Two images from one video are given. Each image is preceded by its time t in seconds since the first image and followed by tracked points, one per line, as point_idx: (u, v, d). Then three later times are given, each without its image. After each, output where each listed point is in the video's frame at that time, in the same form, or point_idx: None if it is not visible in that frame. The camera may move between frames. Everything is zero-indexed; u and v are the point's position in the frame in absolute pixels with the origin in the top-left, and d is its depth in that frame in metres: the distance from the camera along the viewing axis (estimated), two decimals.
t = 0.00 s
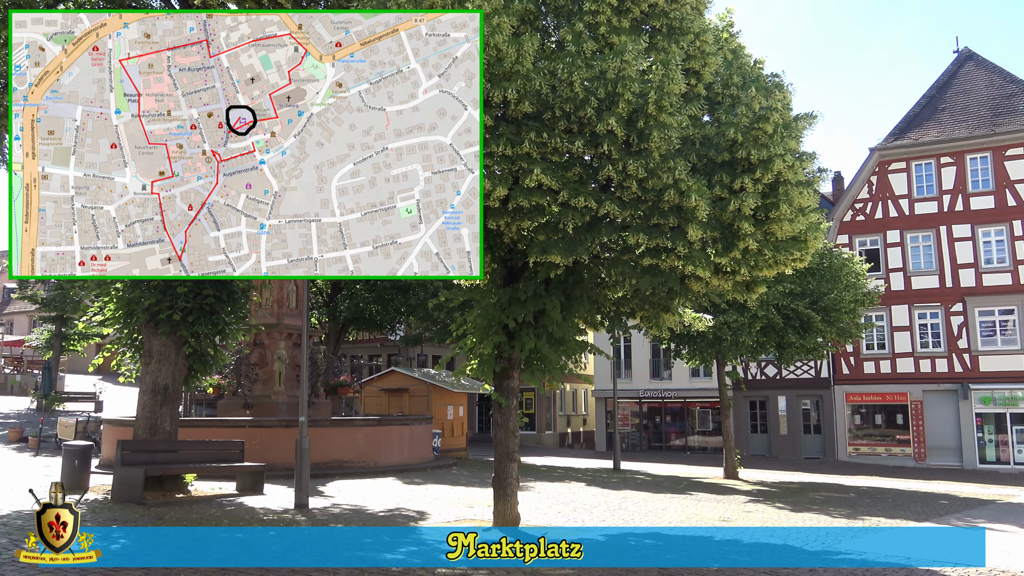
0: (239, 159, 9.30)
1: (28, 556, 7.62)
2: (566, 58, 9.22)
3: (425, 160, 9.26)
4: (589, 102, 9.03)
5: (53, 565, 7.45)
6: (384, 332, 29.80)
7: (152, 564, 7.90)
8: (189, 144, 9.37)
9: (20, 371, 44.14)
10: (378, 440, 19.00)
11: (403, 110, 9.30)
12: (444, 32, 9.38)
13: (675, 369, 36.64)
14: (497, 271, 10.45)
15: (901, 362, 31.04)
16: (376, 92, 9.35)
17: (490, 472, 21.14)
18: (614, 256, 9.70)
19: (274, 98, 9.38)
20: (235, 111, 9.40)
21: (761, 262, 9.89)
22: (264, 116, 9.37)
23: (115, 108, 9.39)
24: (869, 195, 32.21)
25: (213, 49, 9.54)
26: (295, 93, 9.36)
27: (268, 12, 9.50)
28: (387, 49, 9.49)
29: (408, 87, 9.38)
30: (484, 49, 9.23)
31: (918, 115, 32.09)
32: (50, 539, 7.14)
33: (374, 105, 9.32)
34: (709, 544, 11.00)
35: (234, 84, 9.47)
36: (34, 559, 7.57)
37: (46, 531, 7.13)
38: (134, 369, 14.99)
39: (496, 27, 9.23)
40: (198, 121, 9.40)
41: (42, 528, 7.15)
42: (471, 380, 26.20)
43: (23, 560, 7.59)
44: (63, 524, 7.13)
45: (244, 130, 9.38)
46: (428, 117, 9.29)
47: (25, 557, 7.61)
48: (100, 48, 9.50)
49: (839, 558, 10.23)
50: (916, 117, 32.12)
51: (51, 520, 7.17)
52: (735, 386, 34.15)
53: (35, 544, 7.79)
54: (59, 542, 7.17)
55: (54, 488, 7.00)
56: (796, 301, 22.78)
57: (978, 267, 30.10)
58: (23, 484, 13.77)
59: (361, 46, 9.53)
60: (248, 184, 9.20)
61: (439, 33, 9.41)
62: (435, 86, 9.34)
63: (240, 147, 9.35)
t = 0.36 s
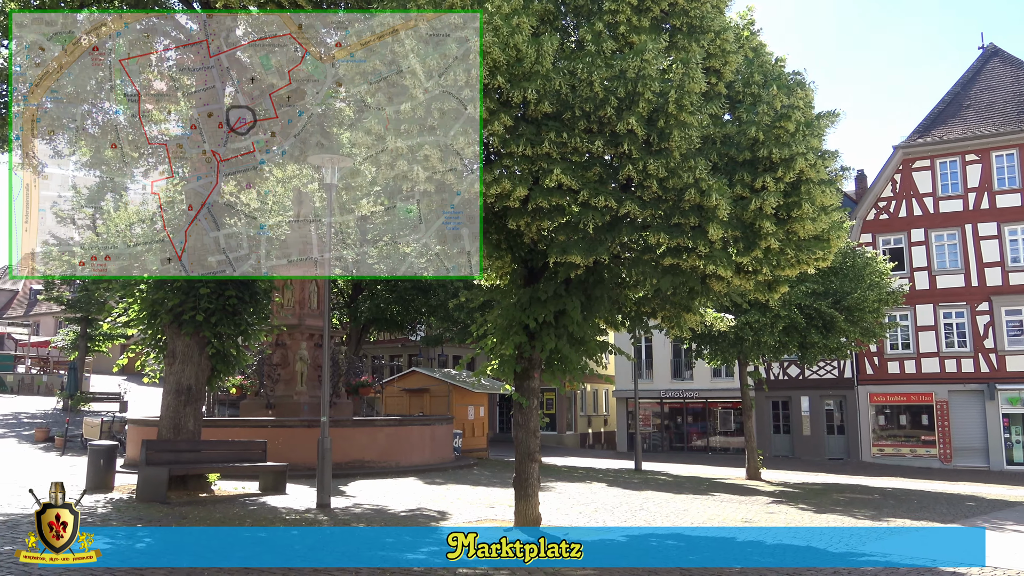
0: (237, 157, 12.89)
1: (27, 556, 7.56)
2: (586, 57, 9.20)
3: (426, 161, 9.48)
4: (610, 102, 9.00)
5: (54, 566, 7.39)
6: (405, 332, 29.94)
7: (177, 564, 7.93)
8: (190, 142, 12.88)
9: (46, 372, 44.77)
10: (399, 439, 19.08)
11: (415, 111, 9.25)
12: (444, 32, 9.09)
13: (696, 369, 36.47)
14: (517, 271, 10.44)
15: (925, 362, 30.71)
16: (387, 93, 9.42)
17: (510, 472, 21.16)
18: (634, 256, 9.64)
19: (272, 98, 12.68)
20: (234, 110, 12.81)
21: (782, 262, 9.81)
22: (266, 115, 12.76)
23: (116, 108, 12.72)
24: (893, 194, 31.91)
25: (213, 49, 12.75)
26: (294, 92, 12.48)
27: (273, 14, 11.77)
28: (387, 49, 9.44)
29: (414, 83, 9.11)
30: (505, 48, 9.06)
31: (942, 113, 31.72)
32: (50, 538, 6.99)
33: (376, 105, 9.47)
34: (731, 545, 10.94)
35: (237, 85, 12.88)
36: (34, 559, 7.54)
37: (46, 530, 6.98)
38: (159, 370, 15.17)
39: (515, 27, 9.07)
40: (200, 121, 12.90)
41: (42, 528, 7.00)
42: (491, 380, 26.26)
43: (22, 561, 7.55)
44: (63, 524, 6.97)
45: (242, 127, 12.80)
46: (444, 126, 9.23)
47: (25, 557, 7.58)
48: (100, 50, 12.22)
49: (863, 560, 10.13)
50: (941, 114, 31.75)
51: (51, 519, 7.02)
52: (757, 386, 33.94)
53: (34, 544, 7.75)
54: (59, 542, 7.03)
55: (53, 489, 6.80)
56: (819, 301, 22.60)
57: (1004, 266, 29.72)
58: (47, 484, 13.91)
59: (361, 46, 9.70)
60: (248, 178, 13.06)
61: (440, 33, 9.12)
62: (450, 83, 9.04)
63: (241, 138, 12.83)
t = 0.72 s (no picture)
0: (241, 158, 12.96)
1: (27, 555, 7.57)
2: (606, 58, 9.19)
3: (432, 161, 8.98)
4: (630, 102, 8.98)
5: (51, 566, 7.41)
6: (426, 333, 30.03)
7: (200, 563, 7.97)
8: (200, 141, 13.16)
9: (73, 372, 45.43)
10: (420, 439, 19.13)
11: (436, 111, 9.00)
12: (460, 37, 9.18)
13: (718, 369, 36.28)
14: (538, 271, 10.49)
15: (951, 362, 30.35)
16: (408, 95, 9.56)
17: (532, 472, 21.14)
18: (655, 256, 9.58)
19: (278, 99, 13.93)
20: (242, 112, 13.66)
21: (805, 261, 9.73)
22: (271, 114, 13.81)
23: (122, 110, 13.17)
24: (917, 192, 31.59)
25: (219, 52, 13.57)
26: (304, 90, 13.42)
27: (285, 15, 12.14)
28: (404, 50, 9.58)
29: (434, 83, 8.86)
30: (525, 48, 9.02)
31: (968, 110, 31.35)
32: (50, 538, 7.20)
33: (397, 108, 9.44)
34: (754, 546, 10.85)
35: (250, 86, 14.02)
36: (34, 559, 7.57)
37: (46, 530, 7.18)
38: (183, 370, 15.17)
39: (536, 26, 9.04)
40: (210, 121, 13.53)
41: (42, 528, 7.20)
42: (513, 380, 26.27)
43: (22, 560, 7.55)
44: (62, 524, 7.19)
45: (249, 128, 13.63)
46: (465, 126, 9.03)
47: (25, 556, 7.59)
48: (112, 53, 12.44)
49: (888, 562, 10.01)
50: (966, 111, 31.38)
51: (51, 519, 7.22)
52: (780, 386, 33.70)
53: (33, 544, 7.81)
54: (59, 541, 7.24)
55: (54, 489, 6.98)
56: (843, 301, 22.40)
57: None
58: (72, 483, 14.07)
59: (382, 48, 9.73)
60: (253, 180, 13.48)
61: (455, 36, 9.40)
62: (470, 84, 8.86)
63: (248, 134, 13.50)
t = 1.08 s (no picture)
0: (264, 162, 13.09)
1: (27, 556, 7.58)
2: (626, 57, 9.18)
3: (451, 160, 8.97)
4: (651, 101, 8.96)
5: (53, 566, 7.51)
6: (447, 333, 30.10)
7: (223, 564, 8.00)
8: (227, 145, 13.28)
9: (98, 373, 45.98)
10: (441, 439, 19.16)
11: (456, 112, 9.08)
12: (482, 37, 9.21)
13: (740, 370, 36.07)
14: (559, 271, 10.45)
15: (978, 362, 29.98)
16: (429, 95, 9.68)
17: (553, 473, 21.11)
18: (677, 256, 9.54)
19: (301, 100, 13.90)
20: (268, 115, 13.76)
21: (829, 261, 9.62)
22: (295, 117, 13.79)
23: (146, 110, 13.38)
24: (942, 190, 31.29)
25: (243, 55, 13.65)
26: (326, 93, 13.49)
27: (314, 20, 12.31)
28: (426, 51, 9.61)
29: (454, 85, 8.98)
30: (545, 48, 9.04)
31: (994, 106, 30.99)
32: (50, 537, 7.46)
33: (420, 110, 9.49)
34: (777, 548, 10.76)
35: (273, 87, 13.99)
36: (34, 559, 7.57)
37: (47, 530, 7.44)
38: (206, 370, 15.28)
39: (555, 27, 9.07)
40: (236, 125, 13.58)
41: (43, 527, 7.45)
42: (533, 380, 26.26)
43: (21, 560, 7.53)
44: (63, 524, 7.45)
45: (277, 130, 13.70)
46: (485, 126, 9.03)
47: (24, 557, 7.59)
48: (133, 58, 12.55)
49: (914, 564, 9.87)
50: (992, 108, 31.01)
51: (51, 520, 7.46)
52: (803, 387, 33.45)
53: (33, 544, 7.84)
54: (59, 541, 7.50)
55: (54, 491, 7.16)
56: (867, 300, 22.20)
57: None
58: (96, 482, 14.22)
59: (403, 50, 9.79)
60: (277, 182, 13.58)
61: (478, 36, 9.43)
62: (490, 84, 8.94)
63: (272, 135, 13.59)
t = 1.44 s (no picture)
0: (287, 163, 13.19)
1: (27, 556, 7.53)
2: (646, 56, 9.15)
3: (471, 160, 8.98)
4: (671, 100, 8.92)
5: (53, 566, 7.42)
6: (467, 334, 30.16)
7: (245, 564, 8.02)
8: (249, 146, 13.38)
9: (123, 373, 46.49)
10: (462, 440, 19.19)
11: (476, 113, 9.07)
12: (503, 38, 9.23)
13: (762, 370, 35.84)
14: (579, 271, 10.43)
15: (1004, 362, 29.61)
16: (449, 96, 9.71)
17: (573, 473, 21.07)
18: (698, 255, 9.52)
19: (322, 102, 13.97)
20: (289, 116, 13.87)
21: (852, 260, 9.53)
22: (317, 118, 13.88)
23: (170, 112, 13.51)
24: (967, 188, 30.94)
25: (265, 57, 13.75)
26: (346, 94, 13.55)
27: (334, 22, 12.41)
28: (446, 52, 9.63)
29: (474, 85, 8.99)
30: (564, 48, 9.04)
31: (1020, 103, 30.59)
32: (50, 538, 7.34)
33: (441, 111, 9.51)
34: (800, 549, 10.66)
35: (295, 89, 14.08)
36: (35, 559, 7.50)
37: (46, 531, 7.32)
38: (229, 370, 15.39)
39: (575, 27, 9.06)
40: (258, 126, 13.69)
41: (42, 528, 7.34)
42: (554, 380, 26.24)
43: (22, 560, 7.49)
44: (63, 524, 7.32)
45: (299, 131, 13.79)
46: (505, 126, 9.05)
47: (25, 556, 7.53)
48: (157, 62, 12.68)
49: (939, 566, 9.73)
50: (1018, 105, 30.63)
51: (51, 519, 7.35)
52: (826, 387, 33.20)
53: (34, 543, 7.70)
54: (59, 541, 7.38)
55: (54, 490, 7.10)
56: (891, 299, 21.99)
57: None
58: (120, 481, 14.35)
59: (422, 51, 9.80)
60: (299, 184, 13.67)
61: (498, 36, 9.43)
62: (510, 84, 8.95)
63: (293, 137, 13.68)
